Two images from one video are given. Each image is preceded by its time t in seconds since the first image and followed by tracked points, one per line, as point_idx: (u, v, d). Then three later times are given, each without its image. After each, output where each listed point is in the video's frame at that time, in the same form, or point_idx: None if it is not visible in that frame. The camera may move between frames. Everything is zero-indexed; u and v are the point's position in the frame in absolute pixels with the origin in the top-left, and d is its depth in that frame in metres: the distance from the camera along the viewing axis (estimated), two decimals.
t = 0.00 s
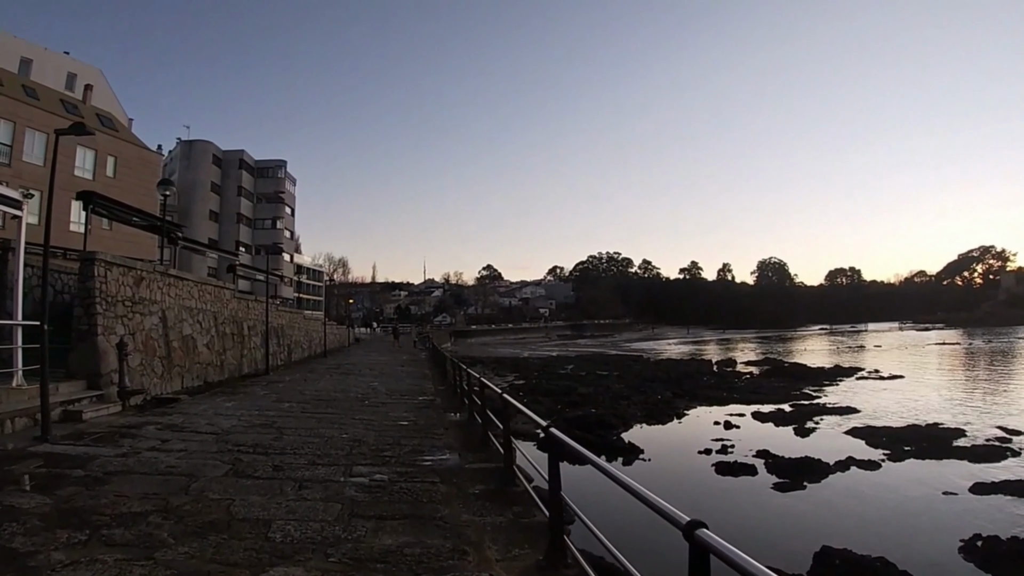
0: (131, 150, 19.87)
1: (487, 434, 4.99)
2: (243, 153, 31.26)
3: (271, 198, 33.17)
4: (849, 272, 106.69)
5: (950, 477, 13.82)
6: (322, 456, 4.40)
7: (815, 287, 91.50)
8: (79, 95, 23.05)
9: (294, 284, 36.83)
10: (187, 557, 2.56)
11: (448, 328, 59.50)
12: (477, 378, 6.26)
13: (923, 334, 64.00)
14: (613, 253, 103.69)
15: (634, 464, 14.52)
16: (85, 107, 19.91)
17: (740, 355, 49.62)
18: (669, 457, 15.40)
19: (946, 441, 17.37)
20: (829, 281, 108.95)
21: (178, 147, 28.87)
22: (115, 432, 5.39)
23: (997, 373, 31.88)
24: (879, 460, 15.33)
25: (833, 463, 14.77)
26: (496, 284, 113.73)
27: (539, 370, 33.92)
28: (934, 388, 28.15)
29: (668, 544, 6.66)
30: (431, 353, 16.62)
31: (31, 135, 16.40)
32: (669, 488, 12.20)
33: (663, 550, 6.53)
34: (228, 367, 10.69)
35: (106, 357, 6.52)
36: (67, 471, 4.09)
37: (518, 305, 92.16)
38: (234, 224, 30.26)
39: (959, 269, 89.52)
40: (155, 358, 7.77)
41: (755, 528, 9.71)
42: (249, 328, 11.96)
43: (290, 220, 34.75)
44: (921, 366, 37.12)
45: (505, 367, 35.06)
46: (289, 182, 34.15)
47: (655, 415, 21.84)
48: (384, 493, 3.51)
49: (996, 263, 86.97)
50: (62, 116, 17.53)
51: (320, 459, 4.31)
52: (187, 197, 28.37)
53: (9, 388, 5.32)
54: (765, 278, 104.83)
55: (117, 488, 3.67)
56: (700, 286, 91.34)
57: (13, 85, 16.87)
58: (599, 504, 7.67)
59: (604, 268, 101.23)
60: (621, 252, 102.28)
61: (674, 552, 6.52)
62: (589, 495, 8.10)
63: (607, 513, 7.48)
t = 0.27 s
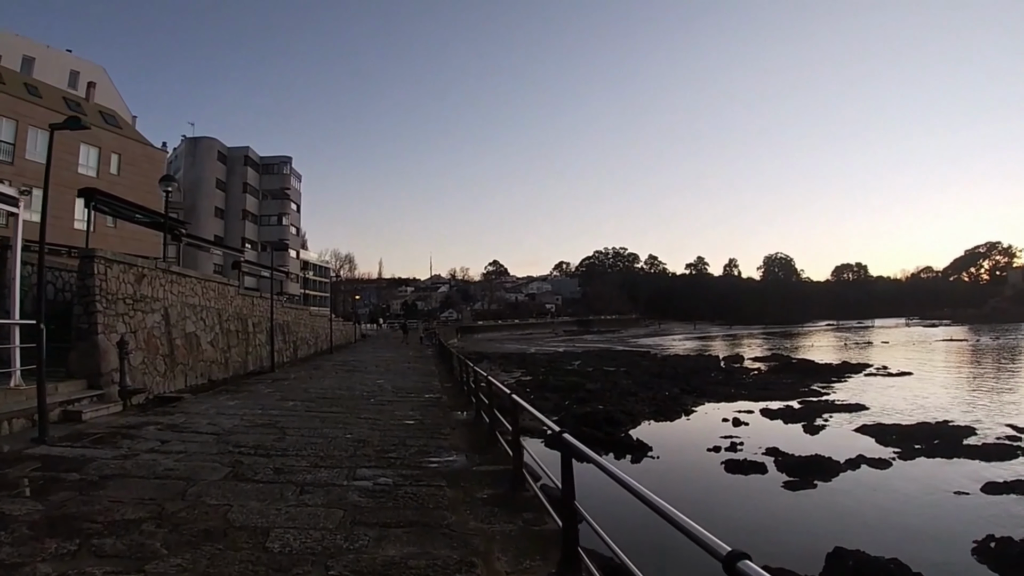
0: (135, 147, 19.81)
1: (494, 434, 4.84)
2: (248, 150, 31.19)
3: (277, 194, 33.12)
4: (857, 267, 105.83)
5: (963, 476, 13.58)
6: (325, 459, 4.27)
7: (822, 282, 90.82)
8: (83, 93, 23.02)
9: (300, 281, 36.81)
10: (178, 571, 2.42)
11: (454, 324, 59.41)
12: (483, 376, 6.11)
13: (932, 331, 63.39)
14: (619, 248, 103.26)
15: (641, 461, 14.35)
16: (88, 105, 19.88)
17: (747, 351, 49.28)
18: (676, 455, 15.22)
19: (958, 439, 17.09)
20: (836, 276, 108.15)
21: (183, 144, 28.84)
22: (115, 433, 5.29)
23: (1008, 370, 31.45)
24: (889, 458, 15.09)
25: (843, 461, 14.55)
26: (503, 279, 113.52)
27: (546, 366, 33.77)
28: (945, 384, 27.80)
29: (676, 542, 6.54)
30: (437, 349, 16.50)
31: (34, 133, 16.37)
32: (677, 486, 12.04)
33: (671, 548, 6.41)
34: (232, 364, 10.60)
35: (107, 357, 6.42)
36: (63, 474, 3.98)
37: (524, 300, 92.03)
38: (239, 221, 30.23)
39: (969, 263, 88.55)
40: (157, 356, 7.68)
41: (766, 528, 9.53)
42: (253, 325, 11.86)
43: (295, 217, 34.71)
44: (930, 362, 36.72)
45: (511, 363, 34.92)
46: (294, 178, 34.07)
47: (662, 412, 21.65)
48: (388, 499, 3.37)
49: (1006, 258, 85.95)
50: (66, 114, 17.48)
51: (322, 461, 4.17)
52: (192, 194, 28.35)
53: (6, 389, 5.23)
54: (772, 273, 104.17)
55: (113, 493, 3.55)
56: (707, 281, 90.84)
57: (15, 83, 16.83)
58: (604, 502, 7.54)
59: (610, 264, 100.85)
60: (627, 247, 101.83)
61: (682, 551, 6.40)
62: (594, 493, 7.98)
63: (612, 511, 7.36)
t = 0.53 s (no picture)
0: (139, 144, 19.74)
1: (504, 432, 4.70)
2: (253, 146, 31.11)
3: (282, 190, 33.04)
4: (864, 263, 105.08)
5: (976, 474, 13.36)
6: (329, 458, 4.14)
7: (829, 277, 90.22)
8: (87, 90, 22.97)
9: (305, 277, 36.77)
10: None
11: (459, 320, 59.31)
12: (491, 372, 5.96)
13: (939, 326, 62.83)
14: (625, 244, 102.88)
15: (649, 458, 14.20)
16: (92, 102, 19.82)
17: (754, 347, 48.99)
18: (685, 451, 15.06)
19: (970, 437, 16.85)
20: (843, 272, 107.41)
21: (188, 141, 28.78)
22: (116, 432, 5.18)
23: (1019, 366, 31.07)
24: (901, 456, 14.87)
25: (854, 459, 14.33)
26: (508, 275, 113.27)
27: (551, 362, 33.61)
28: (954, 381, 27.48)
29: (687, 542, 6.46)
30: (442, 346, 16.37)
31: (37, 131, 16.31)
32: (686, 482, 11.88)
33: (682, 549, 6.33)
34: (236, 361, 10.50)
35: (108, 355, 6.31)
36: (60, 476, 3.86)
37: (529, 296, 91.83)
38: (244, 217, 30.18)
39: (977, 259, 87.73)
40: (159, 354, 7.57)
41: (777, 527, 9.37)
42: (257, 322, 11.75)
43: (300, 214, 34.64)
44: (939, 359, 36.34)
45: (517, 359, 34.78)
46: (299, 175, 33.98)
47: (670, 408, 21.47)
48: (395, 501, 3.23)
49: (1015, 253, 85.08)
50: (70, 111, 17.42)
51: (327, 462, 4.04)
52: (197, 191, 28.30)
53: (6, 388, 5.14)
54: (778, 269, 103.56)
55: (110, 496, 3.43)
56: (713, 277, 90.38)
57: (19, 81, 16.78)
58: (616, 500, 7.46)
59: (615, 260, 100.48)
60: (633, 243, 101.41)
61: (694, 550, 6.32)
62: (604, 491, 7.91)
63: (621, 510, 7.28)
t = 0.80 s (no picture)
0: (140, 141, 19.65)
1: (510, 434, 4.57)
2: (254, 144, 31.01)
3: (283, 188, 32.95)
4: (866, 262, 104.72)
5: (983, 474, 13.21)
6: (330, 462, 4.00)
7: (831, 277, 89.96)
8: (88, 87, 22.88)
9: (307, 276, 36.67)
10: None
11: (461, 318, 59.18)
12: (495, 372, 5.83)
13: (942, 326, 62.61)
14: (627, 243, 102.67)
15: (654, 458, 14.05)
16: (93, 99, 19.73)
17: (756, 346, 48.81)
18: (689, 451, 14.92)
19: (976, 436, 16.69)
20: (845, 271, 107.10)
21: (189, 139, 28.68)
22: (112, 433, 5.05)
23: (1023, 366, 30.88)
24: (907, 456, 14.71)
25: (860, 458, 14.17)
26: (509, 274, 113.09)
27: (554, 361, 33.47)
28: (959, 380, 27.29)
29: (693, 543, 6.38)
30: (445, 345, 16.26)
31: (38, 128, 16.21)
32: (691, 482, 11.74)
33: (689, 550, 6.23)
34: (236, 360, 10.38)
35: (106, 354, 6.19)
36: (53, 480, 3.73)
37: (531, 295, 91.72)
38: (246, 215, 30.09)
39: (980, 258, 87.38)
40: (158, 353, 7.45)
41: (784, 528, 9.24)
42: (258, 320, 11.64)
43: (302, 212, 34.54)
44: (943, 358, 36.14)
45: (519, 358, 34.63)
46: (301, 173, 33.88)
47: (673, 408, 21.32)
48: (399, 507, 3.10)
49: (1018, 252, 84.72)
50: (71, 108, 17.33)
51: (327, 465, 3.90)
52: (198, 189, 28.20)
53: None
54: (780, 268, 103.28)
55: (103, 501, 3.29)
56: (715, 276, 90.17)
57: (20, 77, 16.69)
58: (624, 503, 7.36)
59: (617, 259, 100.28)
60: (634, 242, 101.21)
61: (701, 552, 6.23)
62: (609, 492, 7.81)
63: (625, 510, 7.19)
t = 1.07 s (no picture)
0: (137, 139, 19.51)
1: (508, 437, 4.46)
2: (252, 144, 30.85)
3: (282, 188, 32.80)
4: (863, 266, 104.88)
5: (986, 478, 13.08)
6: (325, 466, 3.89)
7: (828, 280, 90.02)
8: (86, 84, 22.73)
9: (305, 276, 36.51)
10: None
11: (459, 319, 58.98)
12: (493, 373, 5.74)
13: (940, 329, 62.61)
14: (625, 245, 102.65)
15: (654, 460, 13.93)
16: (91, 96, 19.55)
17: (754, 348, 48.72)
18: (690, 454, 14.78)
19: (977, 440, 16.58)
20: (842, 274, 107.30)
21: (187, 138, 28.52)
22: (102, 435, 4.91)
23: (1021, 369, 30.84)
24: (908, 459, 14.59)
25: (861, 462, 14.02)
26: (508, 275, 112.92)
27: (552, 363, 33.30)
28: (958, 383, 27.20)
29: (690, 544, 6.33)
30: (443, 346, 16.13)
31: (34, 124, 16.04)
32: (691, 484, 11.62)
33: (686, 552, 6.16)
34: (232, 360, 10.24)
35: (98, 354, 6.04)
36: (37, 484, 3.60)
37: (529, 296, 91.61)
38: (243, 215, 29.92)
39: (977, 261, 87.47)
40: (151, 353, 7.31)
41: (786, 531, 9.11)
42: (254, 320, 11.50)
43: (300, 212, 34.40)
44: (941, 361, 36.07)
45: (518, 360, 34.47)
46: (299, 173, 33.73)
47: (673, 410, 21.18)
48: (394, 515, 2.98)
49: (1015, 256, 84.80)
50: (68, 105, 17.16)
51: (322, 470, 3.79)
52: (196, 188, 28.04)
53: None
54: (778, 271, 103.30)
55: (87, 509, 3.16)
56: (713, 278, 90.14)
57: (16, 73, 16.52)
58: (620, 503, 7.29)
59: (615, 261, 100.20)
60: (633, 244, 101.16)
61: (698, 554, 6.16)
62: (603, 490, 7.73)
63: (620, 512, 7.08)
